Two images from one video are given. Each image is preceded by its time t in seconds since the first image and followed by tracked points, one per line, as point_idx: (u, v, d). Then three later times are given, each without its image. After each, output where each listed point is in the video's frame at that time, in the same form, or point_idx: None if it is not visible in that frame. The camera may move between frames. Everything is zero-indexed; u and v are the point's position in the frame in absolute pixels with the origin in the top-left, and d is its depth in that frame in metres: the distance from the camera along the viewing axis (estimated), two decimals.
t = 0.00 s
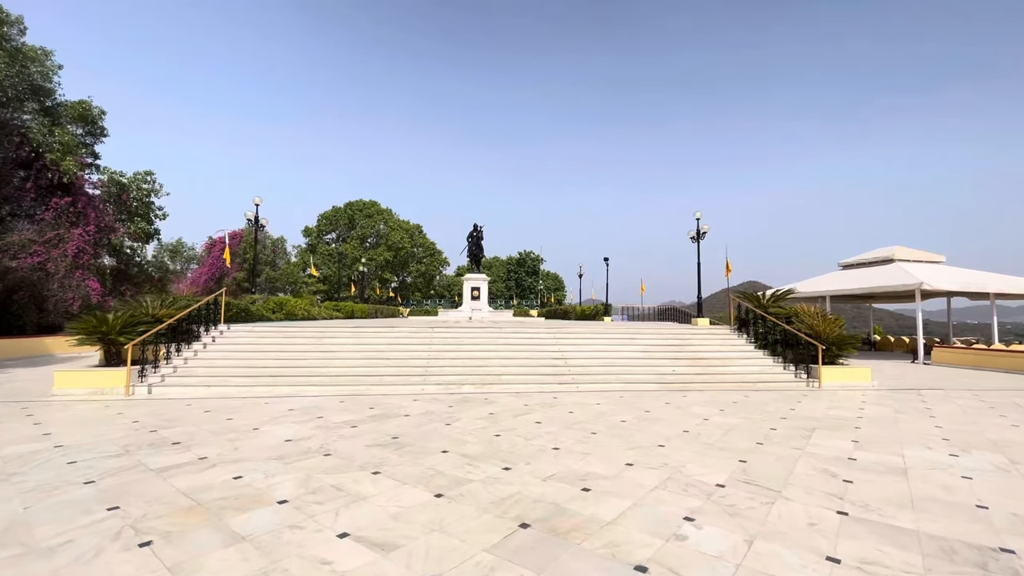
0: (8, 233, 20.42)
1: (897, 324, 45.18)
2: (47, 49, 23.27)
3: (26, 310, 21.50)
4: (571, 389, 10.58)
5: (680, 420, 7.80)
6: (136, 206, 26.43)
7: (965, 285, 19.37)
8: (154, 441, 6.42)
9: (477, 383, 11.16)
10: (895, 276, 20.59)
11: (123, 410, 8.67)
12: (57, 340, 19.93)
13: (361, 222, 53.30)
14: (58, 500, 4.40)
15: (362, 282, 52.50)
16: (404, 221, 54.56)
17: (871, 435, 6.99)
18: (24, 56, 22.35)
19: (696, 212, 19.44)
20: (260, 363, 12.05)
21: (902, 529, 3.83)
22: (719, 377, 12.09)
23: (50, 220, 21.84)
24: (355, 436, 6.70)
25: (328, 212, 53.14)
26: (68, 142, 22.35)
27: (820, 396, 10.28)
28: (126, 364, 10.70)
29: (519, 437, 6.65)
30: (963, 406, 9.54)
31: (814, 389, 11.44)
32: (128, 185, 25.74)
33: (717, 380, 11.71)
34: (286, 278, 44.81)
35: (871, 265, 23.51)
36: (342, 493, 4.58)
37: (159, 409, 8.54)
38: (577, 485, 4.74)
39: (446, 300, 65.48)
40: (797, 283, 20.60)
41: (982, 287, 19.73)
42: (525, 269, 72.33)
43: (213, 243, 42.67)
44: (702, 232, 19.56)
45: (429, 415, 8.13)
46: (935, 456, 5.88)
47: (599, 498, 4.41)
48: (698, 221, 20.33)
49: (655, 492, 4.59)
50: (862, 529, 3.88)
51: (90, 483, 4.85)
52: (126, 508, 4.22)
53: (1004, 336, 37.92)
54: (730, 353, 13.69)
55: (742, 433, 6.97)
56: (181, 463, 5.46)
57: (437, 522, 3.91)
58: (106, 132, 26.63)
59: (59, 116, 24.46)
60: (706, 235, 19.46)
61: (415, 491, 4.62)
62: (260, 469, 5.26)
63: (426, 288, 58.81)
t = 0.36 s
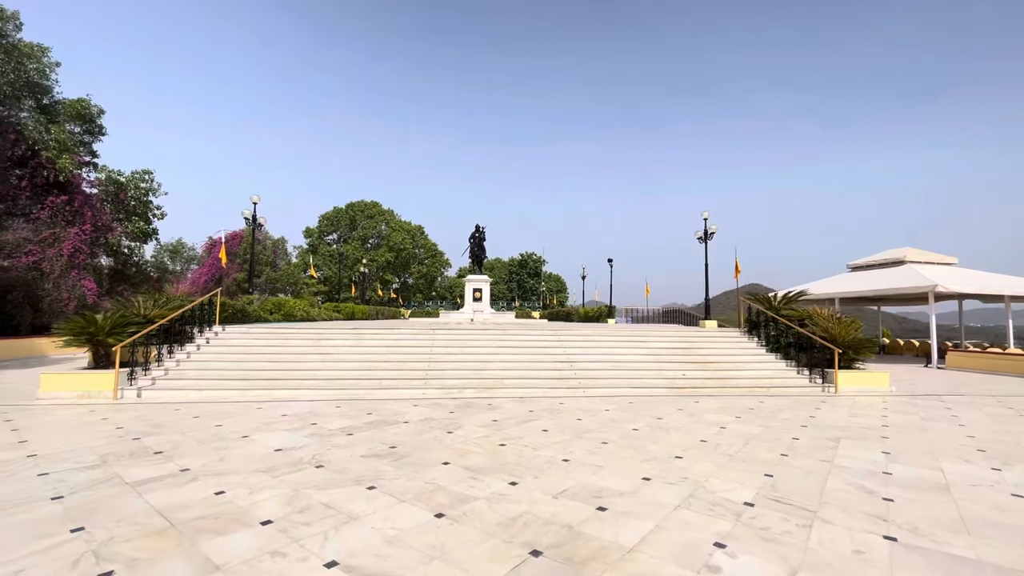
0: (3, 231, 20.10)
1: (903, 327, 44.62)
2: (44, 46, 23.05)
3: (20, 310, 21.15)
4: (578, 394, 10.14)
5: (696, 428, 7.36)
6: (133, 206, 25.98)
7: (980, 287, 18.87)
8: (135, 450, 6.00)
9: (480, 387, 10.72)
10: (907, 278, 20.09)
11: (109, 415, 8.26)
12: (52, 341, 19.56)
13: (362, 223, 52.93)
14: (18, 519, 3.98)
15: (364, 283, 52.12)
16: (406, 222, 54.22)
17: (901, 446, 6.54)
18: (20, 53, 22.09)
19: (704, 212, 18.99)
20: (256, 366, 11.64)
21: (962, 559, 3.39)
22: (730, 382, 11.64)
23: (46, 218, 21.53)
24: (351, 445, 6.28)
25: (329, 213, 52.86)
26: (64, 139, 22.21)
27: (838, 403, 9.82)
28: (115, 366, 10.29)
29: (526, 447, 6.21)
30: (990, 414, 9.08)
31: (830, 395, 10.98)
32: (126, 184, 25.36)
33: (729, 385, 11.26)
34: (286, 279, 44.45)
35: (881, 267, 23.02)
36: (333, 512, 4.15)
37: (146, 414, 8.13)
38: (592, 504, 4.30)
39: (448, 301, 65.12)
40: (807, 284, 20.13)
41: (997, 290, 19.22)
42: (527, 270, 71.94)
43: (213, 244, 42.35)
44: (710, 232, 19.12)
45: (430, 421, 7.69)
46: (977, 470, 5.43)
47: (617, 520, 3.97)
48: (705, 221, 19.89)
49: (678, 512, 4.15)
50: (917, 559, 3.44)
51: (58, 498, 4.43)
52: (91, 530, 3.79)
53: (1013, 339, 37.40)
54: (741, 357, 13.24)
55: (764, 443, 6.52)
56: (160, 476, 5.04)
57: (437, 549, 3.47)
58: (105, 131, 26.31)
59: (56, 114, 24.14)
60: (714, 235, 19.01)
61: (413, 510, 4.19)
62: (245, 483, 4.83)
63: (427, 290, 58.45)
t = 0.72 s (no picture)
0: None
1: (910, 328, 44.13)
2: (41, 42, 22.74)
3: (16, 311, 20.81)
4: (587, 399, 9.72)
5: (714, 438, 6.94)
6: (132, 205, 25.58)
7: (996, 288, 18.38)
8: (117, 461, 5.60)
9: (484, 391, 10.31)
10: (920, 278, 19.61)
11: (96, 420, 7.87)
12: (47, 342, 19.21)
13: (364, 223, 52.58)
14: None
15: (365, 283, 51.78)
16: (408, 222, 53.86)
17: (937, 458, 6.12)
18: (18, 49, 21.79)
19: (712, 211, 18.54)
20: (252, 368, 11.25)
21: None
22: (743, 386, 11.20)
23: (43, 218, 21.21)
24: (348, 456, 5.87)
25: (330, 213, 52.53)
26: (62, 137, 21.84)
27: (860, 409, 9.39)
28: (106, 369, 9.90)
29: (535, 458, 5.80)
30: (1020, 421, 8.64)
31: (849, 400, 10.55)
32: (124, 182, 24.99)
33: (743, 390, 10.82)
34: (287, 279, 44.10)
35: (893, 267, 22.54)
36: (325, 536, 3.74)
37: (134, 420, 7.73)
38: (612, 528, 3.89)
39: (450, 301, 64.80)
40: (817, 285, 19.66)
41: (1014, 291, 18.71)
42: (530, 271, 71.56)
43: (214, 244, 42.04)
44: (719, 231, 18.68)
45: (433, 429, 7.28)
46: None
47: (642, 547, 3.56)
48: (713, 220, 19.45)
49: (709, 538, 3.73)
50: None
51: (24, 519, 4.03)
52: (53, 558, 3.38)
53: (1022, 341, 36.85)
54: (754, 360, 12.80)
55: (789, 454, 6.10)
56: (139, 492, 4.64)
57: None
58: (104, 129, 25.99)
59: (54, 111, 23.79)
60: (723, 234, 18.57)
61: (414, 533, 3.79)
62: (231, 501, 4.42)
63: (429, 290, 58.20)
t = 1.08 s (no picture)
0: None
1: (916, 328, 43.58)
2: (36, 38, 22.45)
3: (10, 310, 20.49)
4: (592, 402, 9.30)
5: (729, 443, 6.52)
6: (128, 203, 25.22)
7: (1012, 287, 17.88)
8: (88, 470, 5.19)
9: (485, 393, 9.89)
10: (932, 276, 19.15)
11: (76, 424, 7.47)
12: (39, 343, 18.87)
13: (365, 222, 52.28)
14: None
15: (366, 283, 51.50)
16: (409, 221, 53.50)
17: (973, 466, 5.67)
18: (12, 45, 21.49)
19: (719, 208, 18.09)
20: (245, 369, 10.85)
21: None
22: (755, 389, 10.77)
23: (37, 216, 20.87)
24: (337, 465, 5.45)
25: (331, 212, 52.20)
26: (56, 133, 21.48)
27: (879, 413, 8.94)
28: (91, 370, 9.50)
29: (540, 467, 5.37)
30: None
31: (866, 402, 10.10)
32: (120, 180, 24.64)
33: (755, 392, 10.39)
34: (287, 279, 43.75)
35: (903, 266, 22.05)
36: (305, 559, 3.32)
37: (115, 424, 7.33)
38: (627, 549, 3.46)
39: (452, 301, 64.45)
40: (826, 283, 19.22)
41: None
42: (532, 270, 71.17)
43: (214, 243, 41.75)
44: (726, 228, 18.23)
45: (430, 434, 6.87)
46: None
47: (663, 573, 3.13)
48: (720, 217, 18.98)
49: (738, 562, 3.30)
50: None
51: None
52: None
53: None
54: (764, 361, 12.35)
55: (813, 462, 5.67)
56: (106, 506, 4.22)
57: None
58: (101, 126, 25.64)
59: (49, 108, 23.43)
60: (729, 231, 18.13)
61: (405, 556, 3.37)
62: (205, 516, 4.01)
63: (430, 290, 57.86)
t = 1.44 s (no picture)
0: None
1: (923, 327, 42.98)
2: (29, 34, 22.07)
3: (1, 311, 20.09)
4: (598, 409, 8.83)
5: (748, 455, 6.05)
6: (123, 202, 24.80)
7: None
8: (51, 489, 4.75)
9: (485, 399, 9.44)
10: (945, 275, 18.62)
11: (51, 434, 7.04)
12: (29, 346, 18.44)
13: (365, 222, 51.85)
14: None
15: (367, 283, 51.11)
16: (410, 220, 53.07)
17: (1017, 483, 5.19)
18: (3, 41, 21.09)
19: (726, 205, 17.59)
20: (235, 373, 10.41)
21: None
22: (768, 393, 10.30)
23: (29, 215, 20.47)
24: (323, 483, 5.00)
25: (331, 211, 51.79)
26: (47, 131, 21.09)
27: (902, 420, 8.46)
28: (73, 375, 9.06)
29: (545, 485, 4.91)
30: None
31: (886, 408, 9.62)
32: (115, 179, 24.22)
33: (768, 397, 9.92)
34: (287, 279, 43.33)
35: (914, 264, 21.52)
36: None
37: (92, 434, 6.90)
38: None
39: (453, 301, 64.06)
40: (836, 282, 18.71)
41: None
42: (534, 270, 70.72)
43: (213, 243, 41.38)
44: (733, 226, 17.73)
45: (426, 445, 6.42)
46: None
47: None
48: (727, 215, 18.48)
49: None
50: None
51: None
52: None
53: None
54: (776, 363, 11.87)
55: (842, 479, 5.19)
56: (60, 534, 3.78)
57: None
58: (95, 124, 25.22)
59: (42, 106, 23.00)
60: (737, 229, 17.64)
61: None
62: (168, 548, 3.56)
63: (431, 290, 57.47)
